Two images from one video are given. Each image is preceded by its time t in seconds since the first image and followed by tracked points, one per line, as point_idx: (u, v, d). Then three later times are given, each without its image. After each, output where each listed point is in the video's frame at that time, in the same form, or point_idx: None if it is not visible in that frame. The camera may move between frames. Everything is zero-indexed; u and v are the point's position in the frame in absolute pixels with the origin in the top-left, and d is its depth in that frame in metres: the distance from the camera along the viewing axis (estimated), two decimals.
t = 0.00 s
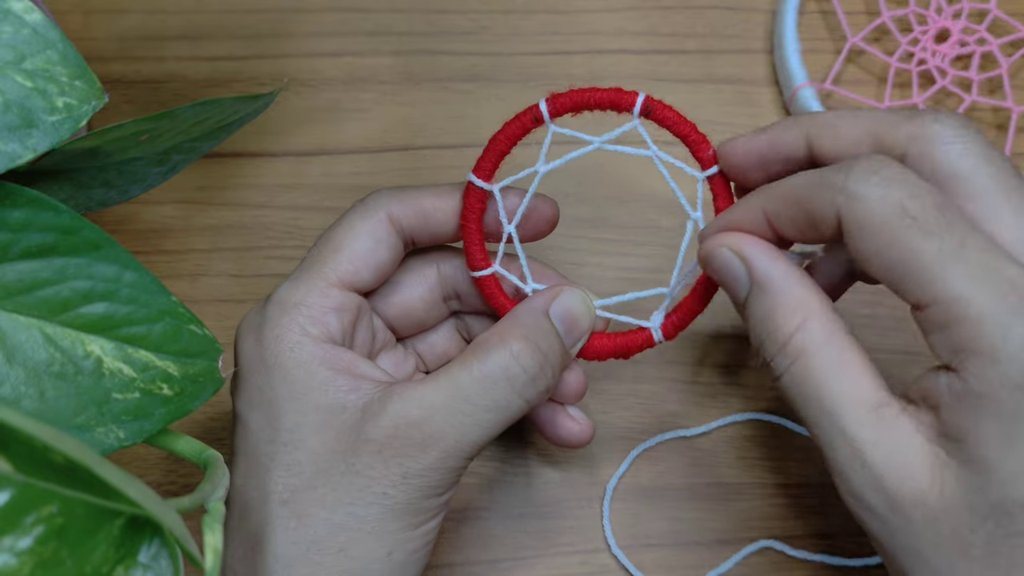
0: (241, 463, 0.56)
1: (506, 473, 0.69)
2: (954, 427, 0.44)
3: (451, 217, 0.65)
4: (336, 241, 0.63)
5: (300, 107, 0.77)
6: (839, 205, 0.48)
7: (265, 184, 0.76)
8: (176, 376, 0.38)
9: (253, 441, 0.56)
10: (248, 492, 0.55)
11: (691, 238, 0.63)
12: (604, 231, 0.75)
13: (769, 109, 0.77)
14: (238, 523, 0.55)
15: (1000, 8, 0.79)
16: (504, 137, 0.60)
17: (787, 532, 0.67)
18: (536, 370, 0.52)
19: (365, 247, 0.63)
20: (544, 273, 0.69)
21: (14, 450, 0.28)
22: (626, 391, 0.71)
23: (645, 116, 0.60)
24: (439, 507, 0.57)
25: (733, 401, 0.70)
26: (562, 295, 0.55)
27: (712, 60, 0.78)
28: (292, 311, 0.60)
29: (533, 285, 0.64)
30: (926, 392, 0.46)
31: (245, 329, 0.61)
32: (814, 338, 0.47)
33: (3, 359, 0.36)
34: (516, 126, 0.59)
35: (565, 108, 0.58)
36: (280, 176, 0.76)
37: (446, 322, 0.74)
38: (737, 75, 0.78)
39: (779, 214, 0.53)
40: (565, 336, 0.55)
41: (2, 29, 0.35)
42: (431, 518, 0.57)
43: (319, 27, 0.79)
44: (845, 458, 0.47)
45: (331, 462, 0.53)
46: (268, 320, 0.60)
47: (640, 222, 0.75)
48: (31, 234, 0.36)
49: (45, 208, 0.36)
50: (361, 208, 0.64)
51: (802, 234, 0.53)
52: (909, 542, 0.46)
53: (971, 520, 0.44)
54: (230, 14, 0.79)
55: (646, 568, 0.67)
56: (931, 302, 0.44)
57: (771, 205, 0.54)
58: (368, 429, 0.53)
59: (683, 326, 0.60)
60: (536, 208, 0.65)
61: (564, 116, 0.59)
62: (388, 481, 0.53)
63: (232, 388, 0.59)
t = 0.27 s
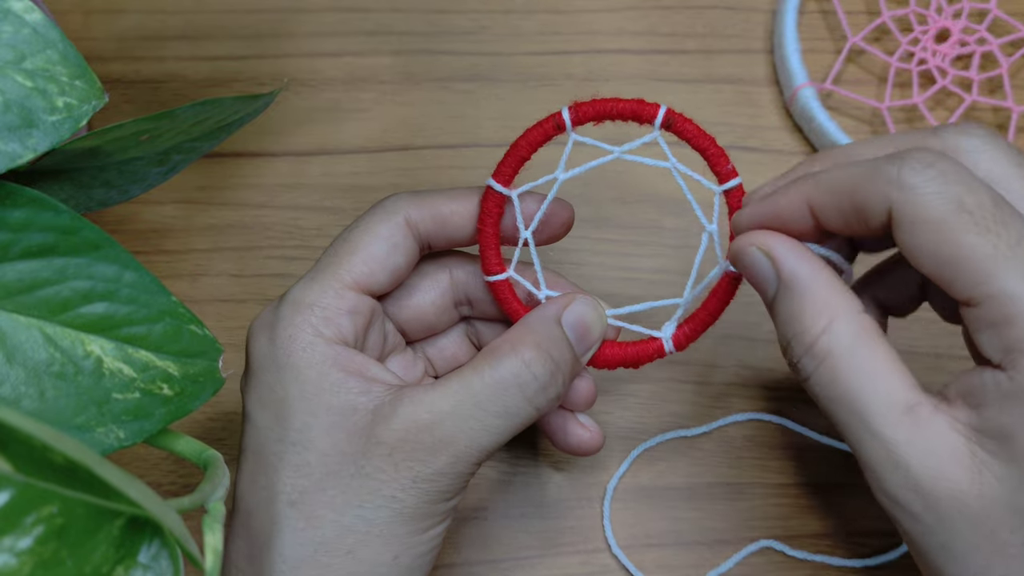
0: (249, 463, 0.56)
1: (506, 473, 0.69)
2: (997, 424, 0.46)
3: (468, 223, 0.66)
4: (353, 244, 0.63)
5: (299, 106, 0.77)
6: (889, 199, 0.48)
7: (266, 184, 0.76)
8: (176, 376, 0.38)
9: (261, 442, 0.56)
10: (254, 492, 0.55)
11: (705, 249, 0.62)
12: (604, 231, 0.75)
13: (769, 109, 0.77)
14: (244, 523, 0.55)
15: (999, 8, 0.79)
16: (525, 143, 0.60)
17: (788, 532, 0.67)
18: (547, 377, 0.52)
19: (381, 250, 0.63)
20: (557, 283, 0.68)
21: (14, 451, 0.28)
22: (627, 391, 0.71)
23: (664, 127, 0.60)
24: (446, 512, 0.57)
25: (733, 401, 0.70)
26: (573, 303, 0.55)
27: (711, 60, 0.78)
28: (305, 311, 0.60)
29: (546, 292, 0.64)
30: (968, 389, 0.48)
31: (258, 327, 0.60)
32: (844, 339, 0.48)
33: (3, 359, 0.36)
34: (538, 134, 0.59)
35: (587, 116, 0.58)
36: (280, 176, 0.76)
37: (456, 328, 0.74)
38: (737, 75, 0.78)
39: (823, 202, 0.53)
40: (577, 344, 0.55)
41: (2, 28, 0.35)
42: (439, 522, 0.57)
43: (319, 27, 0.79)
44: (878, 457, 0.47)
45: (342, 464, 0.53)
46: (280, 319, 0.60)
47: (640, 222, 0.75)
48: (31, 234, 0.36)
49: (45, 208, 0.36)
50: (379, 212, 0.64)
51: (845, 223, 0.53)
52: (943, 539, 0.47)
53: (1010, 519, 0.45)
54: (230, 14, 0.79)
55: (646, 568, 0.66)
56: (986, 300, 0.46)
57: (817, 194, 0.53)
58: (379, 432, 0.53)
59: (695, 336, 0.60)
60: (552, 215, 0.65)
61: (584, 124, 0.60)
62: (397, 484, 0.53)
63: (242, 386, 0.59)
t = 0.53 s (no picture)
0: (242, 462, 0.56)
1: (506, 473, 0.69)
2: (941, 477, 0.47)
3: (454, 217, 0.66)
4: (337, 242, 0.63)
5: (300, 106, 0.77)
6: (829, 283, 0.52)
7: (266, 184, 0.76)
8: (177, 375, 0.38)
9: (254, 439, 0.56)
10: (249, 491, 0.55)
11: (690, 239, 0.63)
12: (604, 230, 0.75)
13: (769, 109, 0.77)
14: (239, 523, 0.55)
15: (999, 8, 0.80)
16: (510, 136, 0.60)
17: (787, 532, 0.67)
18: (537, 369, 0.52)
19: (367, 247, 0.63)
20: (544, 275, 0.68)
21: (14, 451, 0.28)
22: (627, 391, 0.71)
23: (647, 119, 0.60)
24: (440, 505, 0.57)
25: (733, 400, 0.70)
26: (561, 294, 0.55)
27: (711, 60, 0.78)
28: (293, 309, 0.60)
29: (533, 285, 0.64)
30: (915, 450, 0.49)
31: (246, 327, 0.61)
32: (793, 413, 0.50)
33: (4, 358, 0.36)
34: (521, 126, 0.59)
35: (571, 108, 0.58)
36: (280, 176, 0.76)
37: (444, 323, 0.74)
38: (737, 75, 0.78)
39: (773, 285, 0.57)
40: (566, 335, 0.55)
41: (3, 28, 0.35)
42: (433, 516, 0.57)
43: (319, 27, 0.79)
44: (830, 521, 0.49)
45: (333, 459, 0.53)
46: (268, 318, 0.60)
47: (640, 221, 0.75)
48: (32, 233, 0.36)
49: (46, 207, 0.36)
50: (364, 209, 0.64)
51: (789, 305, 0.57)
52: None
53: (958, 569, 0.45)
54: (230, 14, 0.79)
55: (646, 568, 0.67)
56: (919, 361, 0.48)
57: (768, 280, 0.57)
58: (370, 427, 0.53)
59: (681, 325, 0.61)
60: (538, 207, 0.65)
61: (570, 117, 0.60)
62: (390, 478, 0.53)
63: (233, 387, 0.59)
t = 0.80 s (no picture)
0: (245, 461, 0.56)
1: (505, 473, 0.69)
2: (956, 469, 0.46)
3: (461, 219, 0.66)
4: (343, 242, 0.63)
5: (299, 106, 0.77)
6: (844, 270, 0.51)
7: (266, 184, 0.76)
8: (176, 376, 0.38)
9: (256, 439, 0.56)
10: (250, 491, 0.55)
11: (696, 246, 0.62)
12: (604, 231, 0.75)
13: (769, 109, 0.77)
14: (239, 523, 0.55)
15: (999, 8, 0.80)
16: (518, 139, 0.60)
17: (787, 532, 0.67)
18: (541, 372, 0.52)
19: (373, 249, 0.63)
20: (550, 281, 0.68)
21: (13, 452, 0.28)
22: (626, 391, 0.71)
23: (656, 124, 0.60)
24: (442, 508, 0.57)
25: (733, 400, 0.70)
26: (565, 299, 0.55)
27: (711, 60, 0.78)
28: (297, 309, 0.60)
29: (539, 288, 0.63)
30: (931, 440, 0.48)
31: (248, 327, 0.61)
32: (806, 406, 0.50)
33: (3, 359, 0.36)
34: (528, 129, 0.59)
35: (580, 112, 0.58)
36: (280, 176, 0.76)
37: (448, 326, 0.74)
38: (737, 75, 0.78)
39: (787, 274, 0.56)
40: (570, 339, 0.55)
41: (1, 28, 0.35)
42: (434, 518, 0.57)
43: (319, 27, 0.79)
44: (846, 514, 0.49)
45: (335, 460, 0.53)
46: (272, 317, 0.60)
47: (640, 222, 0.75)
48: (31, 234, 0.36)
49: (45, 208, 0.36)
50: (370, 211, 0.64)
51: (807, 294, 0.56)
52: None
53: (974, 561, 0.45)
54: (230, 13, 0.79)
55: (645, 568, 0.67)
56: (935, 351, 0.46)
57: (780, 268, 0.56)
58: (372, 428, 0.53)
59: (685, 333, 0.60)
60: (545, 211, 0.65)
61: (578, 121, 0.60)
62: (392, 480, 0.52)
63: (235, 386, 0.59)
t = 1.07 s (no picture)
0: (248, 461, 0.56)
1: (506, 473, 0.69)
2: (991, 473, 0.47)
3: (467, 220, 0.65)
4: (348, 243, 0.63)
5: (300, 106, 0.77)
6: (869, 286, 0.51)
7: (266, 184, 0.76)
8: (176, 375, 0.38)
9: (260, 438, 0.56)
10: (253, 490, 0.55)
11: (702, 250, 0.62)
12: (604, 231, 0.75)
13: (769, 109, 0.77)
14: (242, 523, 0.55)
15: (999, 8, 0.80)
16: (525, 141, 0.60)
17: (787, 532, 0.67)
18: (545, 374, 0.52)
19: (378, 249, 0.63)
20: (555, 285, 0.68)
21: (14, 451, 0.28)
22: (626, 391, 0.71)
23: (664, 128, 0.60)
24: (444, 510, 0.57)
25: (732, 400, 0.70)
26: (568, 302, 0.55)
27: (711, 59, 0.78)
28: (302, 309, 0.60)
29: (544, 291, 0.63)
30: (966, 446, 0.49)
31: (253, 326, 0.61)
32: (828, 422, 0.51)
33: (3, 359, 0.36)
34: (535, 132, 0.60)
35: (588, 115, 0.58)
36: (280, 176, 0.76)
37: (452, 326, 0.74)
38: (737, 75, 0.78)
39: (812, 307, 0.57)
40: (574, 342, 0.55)
41: (2, 28, 0.35)
42: (436, 520, 0.57)
43: (319, 27, 0.79)
44: (879, 525, 0.49)
45: (339, 461, 0.53)
46: (276, 317, 0.60)
47: (640, 221, 0.75)
48: (31, 233, 0.36)
49: (45, 207, 0.36)
50: (375, 212, 0.64)
51: (838, 322, 0.56)
52: None
53: (1012, 564, 0.46)
54: (230, 13, 0.79)
55: (645, 568, 0.66)
56: (970, 360, 0.47)
57: (805, 300, 0.57)
58: (376, 429, 0.53)
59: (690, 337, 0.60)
60: (550, 214, 0.65)
61: (585, 123, 0.60)
62: (395, 482, 0.52)
63: (239, 386, 0.59)
